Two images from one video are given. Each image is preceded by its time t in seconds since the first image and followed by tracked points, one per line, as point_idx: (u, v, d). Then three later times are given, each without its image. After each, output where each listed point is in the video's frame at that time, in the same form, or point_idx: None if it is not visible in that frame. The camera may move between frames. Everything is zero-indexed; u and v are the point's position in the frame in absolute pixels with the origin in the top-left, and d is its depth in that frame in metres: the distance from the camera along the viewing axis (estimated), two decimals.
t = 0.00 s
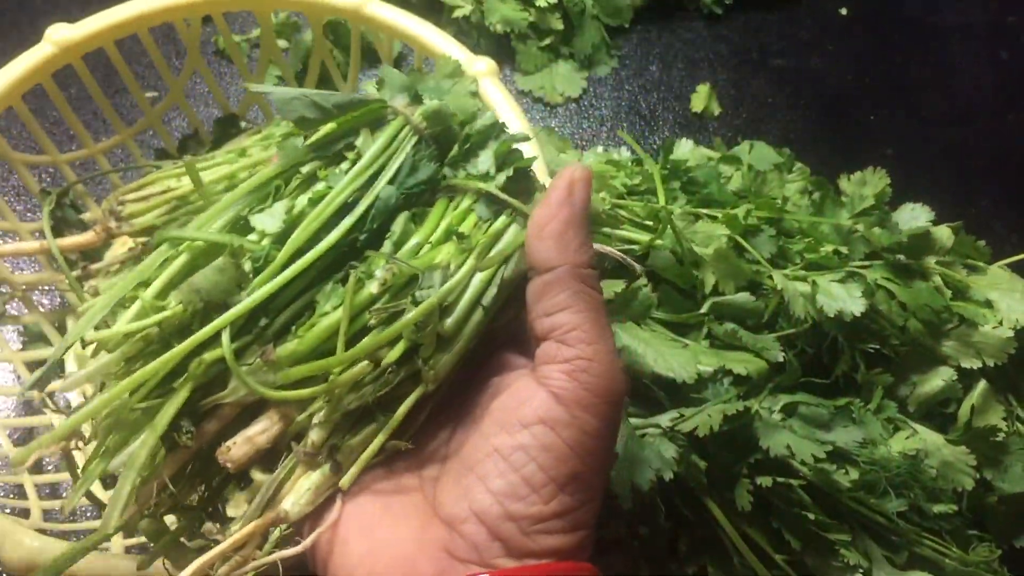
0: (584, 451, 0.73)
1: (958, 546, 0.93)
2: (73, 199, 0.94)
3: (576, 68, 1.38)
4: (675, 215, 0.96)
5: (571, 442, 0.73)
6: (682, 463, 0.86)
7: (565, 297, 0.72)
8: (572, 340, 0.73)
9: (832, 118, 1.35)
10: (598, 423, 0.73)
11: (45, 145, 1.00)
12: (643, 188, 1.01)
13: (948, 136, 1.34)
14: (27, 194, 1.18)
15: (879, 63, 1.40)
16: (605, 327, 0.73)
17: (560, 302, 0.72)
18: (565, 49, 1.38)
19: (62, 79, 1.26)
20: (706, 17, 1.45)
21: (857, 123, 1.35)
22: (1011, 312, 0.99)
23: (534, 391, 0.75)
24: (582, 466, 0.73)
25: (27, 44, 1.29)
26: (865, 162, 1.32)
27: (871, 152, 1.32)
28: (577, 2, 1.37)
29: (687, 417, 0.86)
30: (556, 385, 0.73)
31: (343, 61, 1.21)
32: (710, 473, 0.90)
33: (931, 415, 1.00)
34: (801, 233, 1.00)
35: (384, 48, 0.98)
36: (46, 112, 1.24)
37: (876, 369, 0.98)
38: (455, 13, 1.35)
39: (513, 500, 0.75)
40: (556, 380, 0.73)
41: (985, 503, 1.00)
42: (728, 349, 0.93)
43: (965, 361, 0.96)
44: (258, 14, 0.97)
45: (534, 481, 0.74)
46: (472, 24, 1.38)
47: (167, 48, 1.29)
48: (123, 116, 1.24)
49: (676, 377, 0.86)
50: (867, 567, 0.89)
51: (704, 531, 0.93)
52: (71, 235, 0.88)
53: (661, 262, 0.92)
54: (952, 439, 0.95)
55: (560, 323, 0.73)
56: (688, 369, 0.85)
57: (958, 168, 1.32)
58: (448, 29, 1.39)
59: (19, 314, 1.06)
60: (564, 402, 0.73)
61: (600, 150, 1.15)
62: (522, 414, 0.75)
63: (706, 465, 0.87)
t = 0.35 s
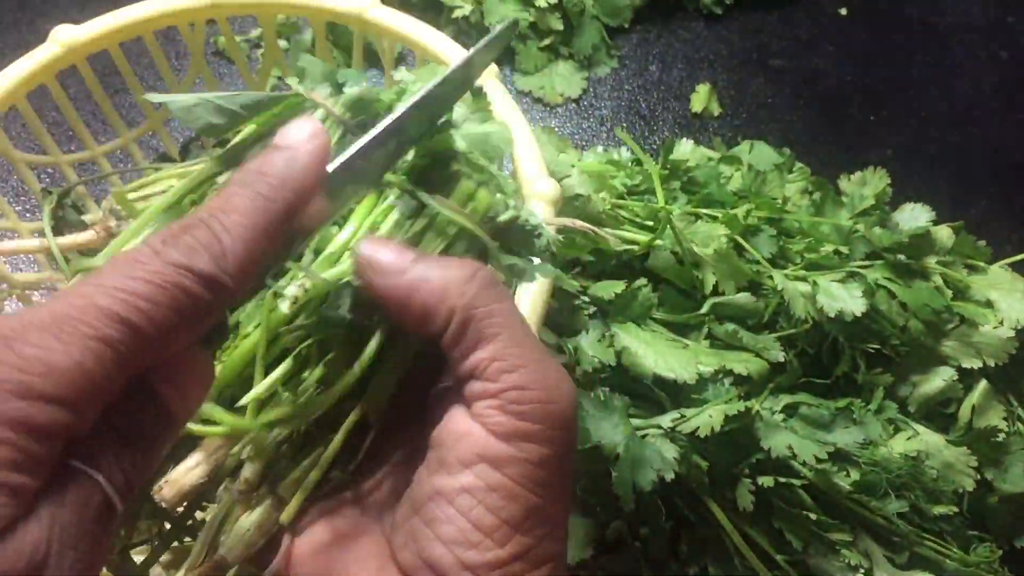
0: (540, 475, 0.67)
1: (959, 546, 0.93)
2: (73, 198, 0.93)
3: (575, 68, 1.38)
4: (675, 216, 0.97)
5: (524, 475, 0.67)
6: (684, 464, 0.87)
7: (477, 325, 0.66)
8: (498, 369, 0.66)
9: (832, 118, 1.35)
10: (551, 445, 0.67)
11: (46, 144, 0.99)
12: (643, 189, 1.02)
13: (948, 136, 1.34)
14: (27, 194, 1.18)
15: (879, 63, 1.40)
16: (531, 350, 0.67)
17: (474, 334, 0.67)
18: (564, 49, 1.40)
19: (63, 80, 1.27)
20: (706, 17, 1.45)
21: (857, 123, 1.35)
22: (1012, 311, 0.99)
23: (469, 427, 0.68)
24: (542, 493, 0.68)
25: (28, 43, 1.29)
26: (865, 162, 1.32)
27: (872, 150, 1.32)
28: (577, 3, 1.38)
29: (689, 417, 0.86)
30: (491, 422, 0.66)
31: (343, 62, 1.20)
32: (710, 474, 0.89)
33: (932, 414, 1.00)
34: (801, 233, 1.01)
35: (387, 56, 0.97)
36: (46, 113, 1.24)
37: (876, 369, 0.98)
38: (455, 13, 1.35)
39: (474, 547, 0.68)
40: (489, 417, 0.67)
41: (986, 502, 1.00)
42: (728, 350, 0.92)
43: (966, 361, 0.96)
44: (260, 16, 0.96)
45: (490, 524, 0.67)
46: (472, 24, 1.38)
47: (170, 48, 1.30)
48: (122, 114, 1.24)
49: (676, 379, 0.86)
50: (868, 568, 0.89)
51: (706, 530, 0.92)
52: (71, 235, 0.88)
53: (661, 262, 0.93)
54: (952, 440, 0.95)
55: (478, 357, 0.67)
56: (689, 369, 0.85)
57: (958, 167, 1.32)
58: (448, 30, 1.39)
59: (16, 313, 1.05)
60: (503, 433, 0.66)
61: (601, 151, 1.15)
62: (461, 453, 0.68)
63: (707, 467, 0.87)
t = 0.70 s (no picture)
0: (490, 442, 0.57)
1: (958, 549, 0.93)
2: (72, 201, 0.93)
3: (574, 69, 1.38)
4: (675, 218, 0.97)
5: (478, 445, 0.57)
6: (684, 466, 0.86)
7: (402, 308, 0.61)
8: (429, 340, 0.59)
9: (832, 119, 1.35)
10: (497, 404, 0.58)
11: (44, 148, 0.98)
12: (642, 190, 1.01)
13: (948, 137, 1.34)
14: (26, 195, 1.18)
15: (879, 64, 1.40)
16: (456, 332, 0.60)
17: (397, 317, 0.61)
18: (563, 50, 1.39)
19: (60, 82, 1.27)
20: (705, 18, 1.44)
21: (856, 124, 1.35)
22: (1012, 312, 0.98)
23: (403, 407, 0.59)
24: (499, 462, 0.58)
25: (26, 44, 1.29)
26: (864, 163, 1.31)
27: (872, 151, 1.32)
28: (576, 4, 1.38)
29: (689, 420, 0.86)
30: (428, 393, 0.58)
31: (341, 64, 1.20)
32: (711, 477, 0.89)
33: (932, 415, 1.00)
34: (801, 234, 1.01)
35: (386, 58, 0.96)
36: (44, 115, 1.24)
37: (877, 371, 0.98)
38: (455, 14, 1.35)
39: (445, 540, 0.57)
40: (429, 392, 0.58)
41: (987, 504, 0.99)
42: (729, 352, 0.92)
43: (967, 362, 0.95)
44: (258, 19, 0.96)
45: (452, 506, 0.57)
46: (471, 25, 1.38)
47: (167, 51, 1.30)
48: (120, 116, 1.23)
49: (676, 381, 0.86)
50: (868, 570, 0.89)
51: (706, 531, 0.92)
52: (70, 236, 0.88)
53: (661, 263, 0.93)
54: (953, 443, 0.95)
55: (403, 342, 0.60)
56: (689, 373, 0.85)
57: (958, 168, 1.31)
58: (447, 31, 1.39)
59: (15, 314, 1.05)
60: (444, 405, 0.57)
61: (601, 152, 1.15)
62: (399, 435, 0.58)
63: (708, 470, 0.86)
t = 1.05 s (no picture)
0: (519, 423, 0.64)
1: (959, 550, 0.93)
2: (70, 202, 0.93)
3: (574, 70, 1.38)
4: (675, 219, 0.96)
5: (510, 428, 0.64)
6: (684, 467, 0.86)
7: (426, 304, 0.68)
8: (460, 331, 0.67)
9: (831, 120, 1.35)
10: (526, 387, 0.66)
11: (43, 149, 0.98)
12: (642, 191, 1.01)
13: (947, 137, 1.34)
14: (24, 197, 1.18)
15: (879, 64, 1.40)
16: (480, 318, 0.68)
17: (419, 314, 0.68)
18: (563, 50, 1.38)
19: (58, 83, 1.27)
20: (704, 19, 1.44)
21: (856, 125, 1.35)
22: (1012, 313, 0.98)
23: (439, 390, 0.66)
24: (529, 436, 0.65)
25: (24, 45, 1.29)
26: (863, 164, 1.31)
27: (871, 152, 1.32)
28: (575, 5, 1.38)
29: (688, 421, 0.86)
30: (464, 377, 0.65)
31: (340, 65, 1.20)
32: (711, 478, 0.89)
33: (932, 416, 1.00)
34: (801, 235, 1.01)
35: (385, 60, 0.96)
36: (43, 116, 1.24)
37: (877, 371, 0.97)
38: (454, 15, 1.35)
39: (475, 515, 0.64)
40: (465, 375, 0.65)
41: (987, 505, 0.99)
42: (729, 352, 0.92)
43: (967, 363, 0.95)
44: (257, 20, 0.96)
45: (485, 483, 0.63)
46: (470, 26, 1.37)
47: (165, 52, 1.30)
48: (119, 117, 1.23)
49: (676, 383, 0.85)
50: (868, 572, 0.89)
51: (706, 532, 0.92)
52: (69, 239, 0.88)
53: (661, 264, 0.93)
54: (953, 444, 0.95)
55: (429, 336, 0.68)
56: (689, 373, 0.85)
57: (958, 169, 1.31)
58: (446, 32, 1.39)
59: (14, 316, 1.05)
60: (479, 386, 0.65)
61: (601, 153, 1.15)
62: (436, 418, 0.65)
63: (707, 470, 0.86)
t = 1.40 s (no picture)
0: (578, 427, 0.72)
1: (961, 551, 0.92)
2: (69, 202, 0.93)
3: (573, 70, 1.38)
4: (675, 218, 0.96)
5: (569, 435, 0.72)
6: (684, 467, 0.85)
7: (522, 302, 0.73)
8: (546, 330, 0.73)
9: (832, 119, 1.35)
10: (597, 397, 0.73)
11: (42, 149, 0.98)
12: (643, 191, 1.01)
13: (947, 137, 1.34)
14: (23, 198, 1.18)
15: (879, 64, 1.40)
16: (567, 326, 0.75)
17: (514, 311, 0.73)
18: (562, 50, 1.38)
19: (57, 83, 1.26)
20: (704, 19, 1.44)
21: (856, 125, 1.34)
22: (1013, 313, 0.98)
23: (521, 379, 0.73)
24: (588, 443, 0.73)
25: (22, 45, 1.29)
26: (864, 164, 1.31)
27: (871, 152, 1.32)
28: (575, 4, 1.37)
29: (688, 421, 0.86)
30: (540, 379, 0.73)
31: (340, 65, 1.20)
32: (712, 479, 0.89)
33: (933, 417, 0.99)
34: (802, 235, 1.00)
35: (384, 59, 0.96)
36: (42, 117, 1.23)
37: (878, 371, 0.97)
38: (453, 15, 1.34)
39: (529, 504, 0.73)
40: (539, 376, 0.73)
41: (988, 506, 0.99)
42: (730, 352, 0.91)
43: (968, 363, 0.95)
44: (256, 21, 0.95)
45: (537, 476, 0.72)
46: (470, 26, 1.37)
47: (164, 53, 1.29)
48: (118, 118, 1.23)
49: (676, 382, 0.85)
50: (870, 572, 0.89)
51: (707, 533, 0.92)
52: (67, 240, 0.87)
53: (661, 264, 0.93)
54: (955, 444, 0.94)
55: (518, 334, 0.73)
56: (689, 373, 0.85)
57: (959, 169, 1.31)
58: (445, 32, 1.38)
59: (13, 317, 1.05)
60: (554, 386, 0.72)
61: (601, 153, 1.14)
62: (512, 410, 0.73)
63: (708, 470, 0.86)
